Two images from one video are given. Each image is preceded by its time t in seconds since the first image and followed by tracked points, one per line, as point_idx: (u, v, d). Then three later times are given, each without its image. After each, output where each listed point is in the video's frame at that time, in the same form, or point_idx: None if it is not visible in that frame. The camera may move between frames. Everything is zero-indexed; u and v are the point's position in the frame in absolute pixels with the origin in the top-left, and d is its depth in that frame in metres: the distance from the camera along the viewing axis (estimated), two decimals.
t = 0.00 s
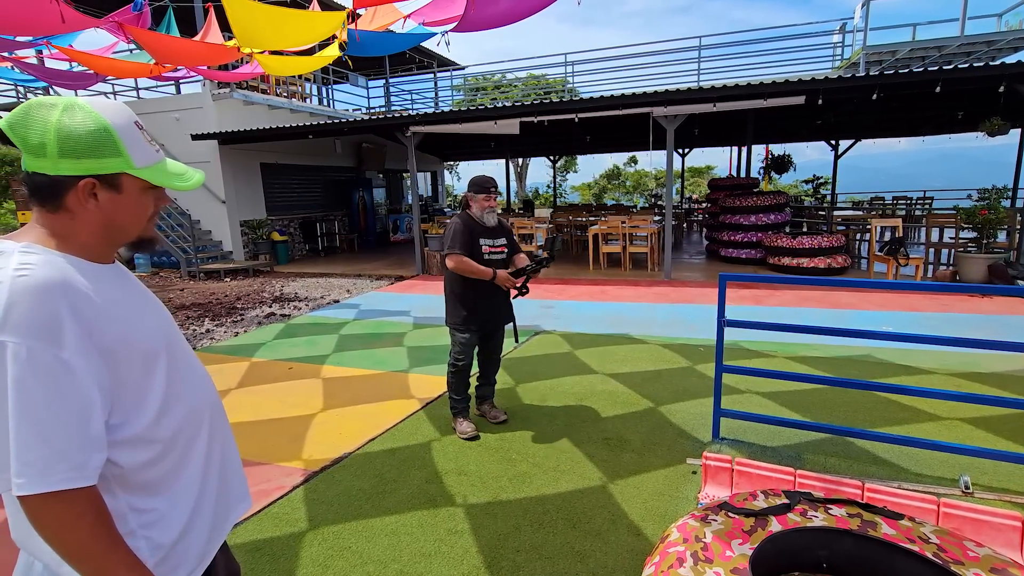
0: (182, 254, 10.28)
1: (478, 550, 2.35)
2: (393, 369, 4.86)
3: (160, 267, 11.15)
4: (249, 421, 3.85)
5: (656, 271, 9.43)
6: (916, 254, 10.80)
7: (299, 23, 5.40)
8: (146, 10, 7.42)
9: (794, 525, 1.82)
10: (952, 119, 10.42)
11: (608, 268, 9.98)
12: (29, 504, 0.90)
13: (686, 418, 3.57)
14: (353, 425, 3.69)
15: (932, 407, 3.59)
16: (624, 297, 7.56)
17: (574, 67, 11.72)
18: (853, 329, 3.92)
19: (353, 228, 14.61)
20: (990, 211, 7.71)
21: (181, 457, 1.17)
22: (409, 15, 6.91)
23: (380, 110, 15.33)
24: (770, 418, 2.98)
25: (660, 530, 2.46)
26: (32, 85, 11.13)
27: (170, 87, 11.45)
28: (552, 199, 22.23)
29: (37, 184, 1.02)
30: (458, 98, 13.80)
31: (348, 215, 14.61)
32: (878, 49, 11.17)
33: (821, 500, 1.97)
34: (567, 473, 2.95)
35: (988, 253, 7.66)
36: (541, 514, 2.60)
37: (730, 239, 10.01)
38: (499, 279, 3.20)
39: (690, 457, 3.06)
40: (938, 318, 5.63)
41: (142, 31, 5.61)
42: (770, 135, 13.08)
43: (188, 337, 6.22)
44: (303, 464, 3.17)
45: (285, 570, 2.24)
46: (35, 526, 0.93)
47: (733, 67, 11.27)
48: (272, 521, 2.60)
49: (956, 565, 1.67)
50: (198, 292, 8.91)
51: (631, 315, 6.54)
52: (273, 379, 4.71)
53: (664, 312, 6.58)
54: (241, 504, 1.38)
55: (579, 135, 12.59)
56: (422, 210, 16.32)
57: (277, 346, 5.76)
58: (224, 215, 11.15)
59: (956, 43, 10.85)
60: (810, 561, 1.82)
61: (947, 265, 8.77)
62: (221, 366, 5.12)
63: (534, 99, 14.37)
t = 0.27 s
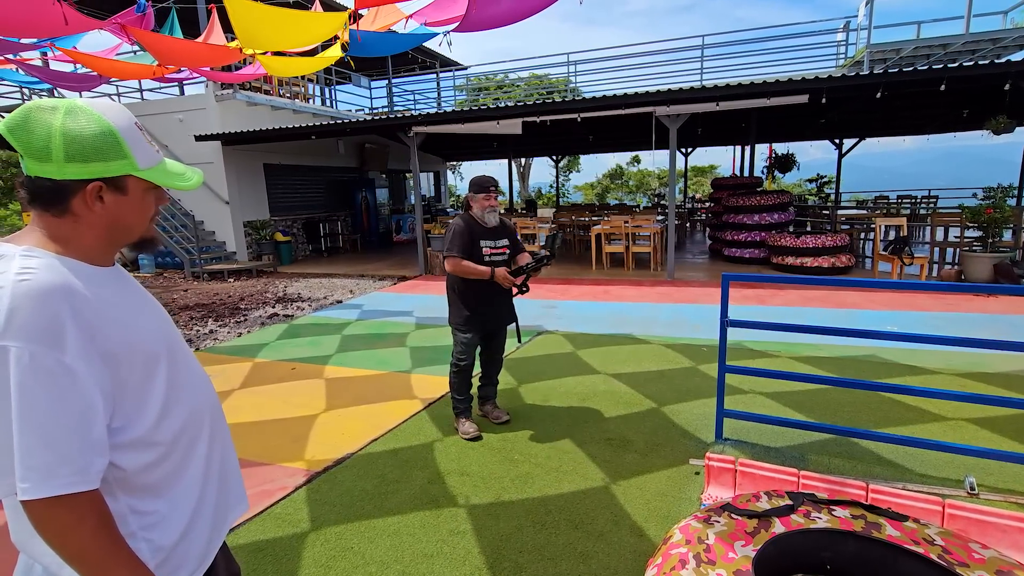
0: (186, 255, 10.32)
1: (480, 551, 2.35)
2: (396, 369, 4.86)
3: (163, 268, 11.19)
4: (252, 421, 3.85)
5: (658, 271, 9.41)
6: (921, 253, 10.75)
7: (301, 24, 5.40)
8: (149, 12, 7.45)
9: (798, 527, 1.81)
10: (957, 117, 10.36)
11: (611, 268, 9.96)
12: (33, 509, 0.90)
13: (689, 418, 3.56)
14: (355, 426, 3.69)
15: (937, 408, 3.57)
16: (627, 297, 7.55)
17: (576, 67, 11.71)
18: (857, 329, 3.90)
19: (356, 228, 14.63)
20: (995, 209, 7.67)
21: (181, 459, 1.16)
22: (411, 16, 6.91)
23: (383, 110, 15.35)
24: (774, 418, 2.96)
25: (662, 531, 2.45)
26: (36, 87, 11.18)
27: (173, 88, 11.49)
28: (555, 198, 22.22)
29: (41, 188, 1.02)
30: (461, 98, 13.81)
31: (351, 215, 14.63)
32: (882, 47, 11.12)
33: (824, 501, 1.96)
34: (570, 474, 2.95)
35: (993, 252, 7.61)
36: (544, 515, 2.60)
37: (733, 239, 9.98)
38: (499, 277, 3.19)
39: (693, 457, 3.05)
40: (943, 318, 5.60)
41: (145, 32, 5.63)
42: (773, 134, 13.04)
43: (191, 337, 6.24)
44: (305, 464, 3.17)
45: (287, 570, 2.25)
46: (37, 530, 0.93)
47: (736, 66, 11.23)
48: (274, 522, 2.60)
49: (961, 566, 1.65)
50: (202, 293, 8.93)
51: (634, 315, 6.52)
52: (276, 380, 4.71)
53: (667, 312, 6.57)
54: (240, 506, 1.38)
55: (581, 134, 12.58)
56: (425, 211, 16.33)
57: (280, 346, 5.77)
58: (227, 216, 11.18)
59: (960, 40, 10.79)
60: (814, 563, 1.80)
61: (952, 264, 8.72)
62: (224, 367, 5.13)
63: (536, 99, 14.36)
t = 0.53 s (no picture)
0: (189, 256, 10.34)
1: (482, 551, 2.35)
2: (398, 370, 4.86)
3: (166, 268, 11.22)
4: (255, 421, 3.86)
5: (661, 270, 9.39)
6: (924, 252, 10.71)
7: (304, 24, 5.41)
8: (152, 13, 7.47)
9: (801, 526, 1.81)
10: (961, 115, 10.32)
11: (613, 268, 9.95)
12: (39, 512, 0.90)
13: (692, 418, 3.56)
14: (358, 426, 3.69)
15: (941, 407, 3.55)
16: (630, 296, 7.54)
17: (578, 66, 11.70)
18: (861, 329, 3.88)
19: (358, 229, 14.65)
20: (999, 208, 7.64)
21: (184, 460, 1.16)
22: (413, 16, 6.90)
23: (385, 110, 15.37)
24: (777, 418, 2.95)
25: (665, 531, 2.45)
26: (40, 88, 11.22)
27: (176, 89, 11.52)
28: (557, 198, 22.20)
29: (44, 190, 1.02)
30: (462, 98, 13.82)
31: (354, 215, 14.65)
32: (885, 45, 11.09)
33: (828, 501, 1.95)
34: (572, 474, 2.94)
35: (997, 251, 7.58)
36: (546, 515, 2.59)
37: (736, 238, 9.95)
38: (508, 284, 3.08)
39: (696, 457, 3.04)
40: (947, 317, 5.58)
41: (148, 34, 5.64)
42: (776, 133, 13.00)
43: (194, 338, 6.25)
44: (308, 464, 3.18)
45: (290, 570, 2.25)
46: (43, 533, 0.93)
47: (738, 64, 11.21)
48: (277, 522, 2.60)
49: (966, 566, 1.64)
50: (205, 293, 8.96)
51: (637, 314, 6.51)
52: (279, 380, 4.72)
53: (669, 311, 6.56)
54: (243, 506, 1.38)
55: (583, 134, 12.57)
56: (427, 211, 16.34)
57: (283, 346, 5.78)
58: (230, 217, 11.20)
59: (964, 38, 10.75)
60: (817, 563, 1.80)
61: (956, 263, 8.68)
62: (227, 367, 5.14)
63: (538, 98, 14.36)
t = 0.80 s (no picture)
0: (191, 256, 10.37)
1: (484, 551, 2.35)
2: (400, 370, 4.87)
3: (169, 269, 11.24)
4: (257, 421, 3.86)
5: (663, 270, 9.39)
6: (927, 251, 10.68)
7: (305, 25, 5.42)
8: (153, 14, 7.48)
9: (802, 526, 1.80)
10: (963, 114, 10.29)
11: (615, 267, 9.94)
12: (41, 513, 0.90)
13: (693, 418, 3.55)
14: (360, 426, 3.70)
15: (943, 406, 3.54)
16: (631, 296, 7.53)
17: (579, 66, 11.70)
18: (863, 328, 3.87)
19: (360, 229, 14.66)
20: (1002, 206, 7.62)
21: (187, 461, 1.17)
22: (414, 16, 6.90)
23: (386, 111, 15.38)
24: (779, 418, 2.95)
25: (667, 531, 2.44)
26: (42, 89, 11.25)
27: (178, 90, 11.54)
28: (559, 198, 22.20)
29: (48, 191, 1.03)
30: (464, 98, 13.82)
31: (355, 216, 14.67)
32: (887, 44, 11.07)
33: (829, 500, 1.95)
34: (574, 474, 2.94)
35: (1000, 250, 7.56)
36: (548, 515, 2.59)
37: (738, 237, 9.93)
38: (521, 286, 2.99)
39: (698, 457, 3.04)
40: (949, 316, 5.57)
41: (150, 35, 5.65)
42: (777, 132, 12.99)
43: (197, 338, 6.27)
44: (309, 464, 3.18)
45: (292, 570, 2.25)
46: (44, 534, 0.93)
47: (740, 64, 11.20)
48: (279, 522, 2.61)
49: (968, 566, 1.64)
50: (207, 293, 8.98)
51: (638, 314, 6.51)
52: (281, 380, 4.73)
53: (671, 311, 6.55)
54: (246, 506, 1.39)
55: (584, 133, 12.57)
56: (429, 211, 16.34)
57: (284, 347, 5.79)
58: (232, 217, 11.22)
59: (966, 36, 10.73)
60: (818, 563, 1.80)
61: (959, 262, 8.65)
62: (229, 367, 5.15)
63: (539, 98, 14.36)
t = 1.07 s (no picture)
0: (192, 256, 10.38)
1: (485, 551, 2.34)
2: (400, 370, 4.87)
3: (170, 269, 11.25)
4: (258, 422, 3.86)
5: (664, 270, 9.38)
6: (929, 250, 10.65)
7: (306, 25, 5.42)
8: (155, 15, 7.49)
9: (804, 526, 1.80)
10: (965, 113, 10.27)
11: (616, 267, 9.94)
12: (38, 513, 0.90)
13: (695, 418, 3.54)
14: (361, 426, 3.69)
15: (945, 406, 3.53)
16: (632, 296, 7.53)
17: (580, 66, 11.69)
18: (865, 328, 3.86)
19: (360, 229, 14.67)
20: (1004, 205, 7.61)
21: (188, 462, 1.17)
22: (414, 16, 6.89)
23: (387, 111, 15.40)
24: (781, 417, 2.94)
25: (669, 531, 2.44)
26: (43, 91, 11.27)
27: (179, 91, 11.55)
28: (560, 198, 22.19)
29: (48, 191, 1.02)
30: (464, 98, 13.83)
31: (356, 216, 14.67)
32: (888, 43, 11.05)
33: (832, 500, 1.94)
34: (575, 474, 2.94)
35: (1002, 249, 7.54)
36: (549, 515, 2.59)
37: (739, 237, 9.92)
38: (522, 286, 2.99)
39: (699, 457, 3.03)
40: (951, 315, 5.55)
41: (150, 35, 5.66)
42: (778, 131, 12.98)
43: (198, 338, 6.28)
44: (310, 464, 3.18)
45: (292, 570, 2.25)
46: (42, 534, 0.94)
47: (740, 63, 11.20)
48: (280, 522, 2.61)
49: (971, 566, 1.63)
50: (208, 294, 8.99)
51: (639, 314, 6.50)
52: (282, 380, 4.74)
53: (672, 311, 6.54)
54: (250, 507, 1.39)
55: (585, 133, 12.56)
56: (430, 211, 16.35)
57: (285, 347, 5.80)
58: (233, 218, 11.23)
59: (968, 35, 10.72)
60: (820, 562, 1.79)
61: (960, 261, 8.64)
62: (230, 367, 5.16)
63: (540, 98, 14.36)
